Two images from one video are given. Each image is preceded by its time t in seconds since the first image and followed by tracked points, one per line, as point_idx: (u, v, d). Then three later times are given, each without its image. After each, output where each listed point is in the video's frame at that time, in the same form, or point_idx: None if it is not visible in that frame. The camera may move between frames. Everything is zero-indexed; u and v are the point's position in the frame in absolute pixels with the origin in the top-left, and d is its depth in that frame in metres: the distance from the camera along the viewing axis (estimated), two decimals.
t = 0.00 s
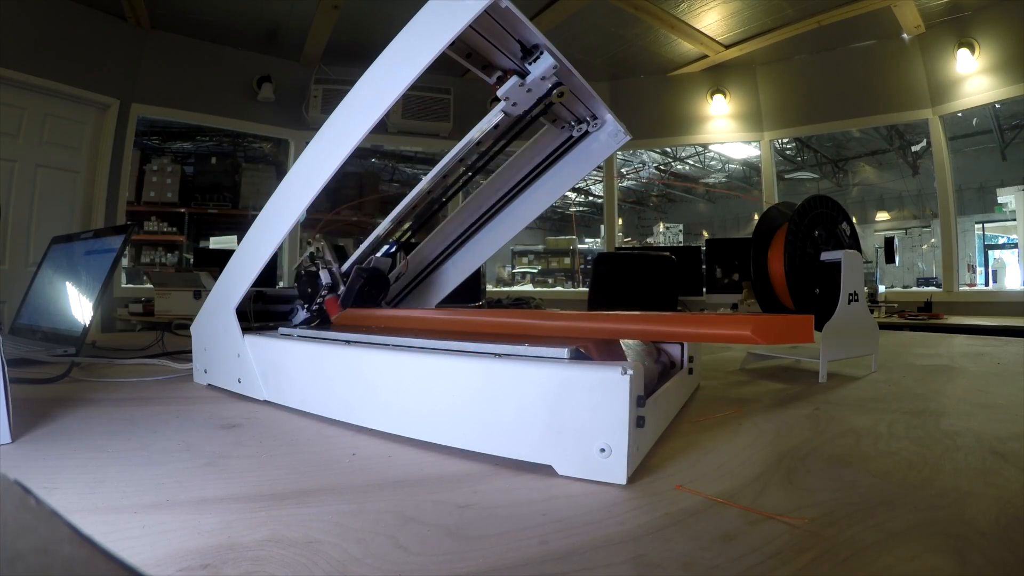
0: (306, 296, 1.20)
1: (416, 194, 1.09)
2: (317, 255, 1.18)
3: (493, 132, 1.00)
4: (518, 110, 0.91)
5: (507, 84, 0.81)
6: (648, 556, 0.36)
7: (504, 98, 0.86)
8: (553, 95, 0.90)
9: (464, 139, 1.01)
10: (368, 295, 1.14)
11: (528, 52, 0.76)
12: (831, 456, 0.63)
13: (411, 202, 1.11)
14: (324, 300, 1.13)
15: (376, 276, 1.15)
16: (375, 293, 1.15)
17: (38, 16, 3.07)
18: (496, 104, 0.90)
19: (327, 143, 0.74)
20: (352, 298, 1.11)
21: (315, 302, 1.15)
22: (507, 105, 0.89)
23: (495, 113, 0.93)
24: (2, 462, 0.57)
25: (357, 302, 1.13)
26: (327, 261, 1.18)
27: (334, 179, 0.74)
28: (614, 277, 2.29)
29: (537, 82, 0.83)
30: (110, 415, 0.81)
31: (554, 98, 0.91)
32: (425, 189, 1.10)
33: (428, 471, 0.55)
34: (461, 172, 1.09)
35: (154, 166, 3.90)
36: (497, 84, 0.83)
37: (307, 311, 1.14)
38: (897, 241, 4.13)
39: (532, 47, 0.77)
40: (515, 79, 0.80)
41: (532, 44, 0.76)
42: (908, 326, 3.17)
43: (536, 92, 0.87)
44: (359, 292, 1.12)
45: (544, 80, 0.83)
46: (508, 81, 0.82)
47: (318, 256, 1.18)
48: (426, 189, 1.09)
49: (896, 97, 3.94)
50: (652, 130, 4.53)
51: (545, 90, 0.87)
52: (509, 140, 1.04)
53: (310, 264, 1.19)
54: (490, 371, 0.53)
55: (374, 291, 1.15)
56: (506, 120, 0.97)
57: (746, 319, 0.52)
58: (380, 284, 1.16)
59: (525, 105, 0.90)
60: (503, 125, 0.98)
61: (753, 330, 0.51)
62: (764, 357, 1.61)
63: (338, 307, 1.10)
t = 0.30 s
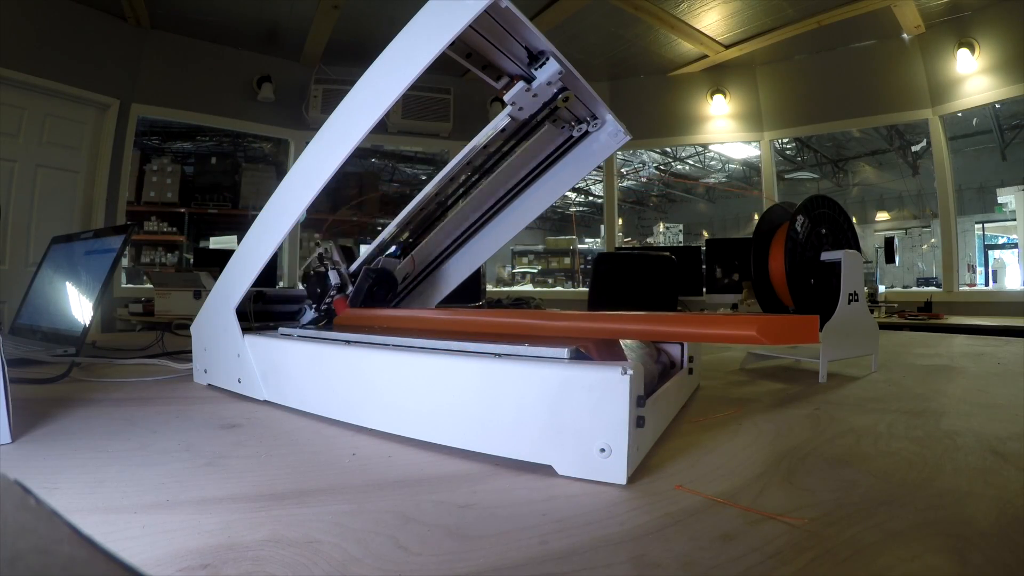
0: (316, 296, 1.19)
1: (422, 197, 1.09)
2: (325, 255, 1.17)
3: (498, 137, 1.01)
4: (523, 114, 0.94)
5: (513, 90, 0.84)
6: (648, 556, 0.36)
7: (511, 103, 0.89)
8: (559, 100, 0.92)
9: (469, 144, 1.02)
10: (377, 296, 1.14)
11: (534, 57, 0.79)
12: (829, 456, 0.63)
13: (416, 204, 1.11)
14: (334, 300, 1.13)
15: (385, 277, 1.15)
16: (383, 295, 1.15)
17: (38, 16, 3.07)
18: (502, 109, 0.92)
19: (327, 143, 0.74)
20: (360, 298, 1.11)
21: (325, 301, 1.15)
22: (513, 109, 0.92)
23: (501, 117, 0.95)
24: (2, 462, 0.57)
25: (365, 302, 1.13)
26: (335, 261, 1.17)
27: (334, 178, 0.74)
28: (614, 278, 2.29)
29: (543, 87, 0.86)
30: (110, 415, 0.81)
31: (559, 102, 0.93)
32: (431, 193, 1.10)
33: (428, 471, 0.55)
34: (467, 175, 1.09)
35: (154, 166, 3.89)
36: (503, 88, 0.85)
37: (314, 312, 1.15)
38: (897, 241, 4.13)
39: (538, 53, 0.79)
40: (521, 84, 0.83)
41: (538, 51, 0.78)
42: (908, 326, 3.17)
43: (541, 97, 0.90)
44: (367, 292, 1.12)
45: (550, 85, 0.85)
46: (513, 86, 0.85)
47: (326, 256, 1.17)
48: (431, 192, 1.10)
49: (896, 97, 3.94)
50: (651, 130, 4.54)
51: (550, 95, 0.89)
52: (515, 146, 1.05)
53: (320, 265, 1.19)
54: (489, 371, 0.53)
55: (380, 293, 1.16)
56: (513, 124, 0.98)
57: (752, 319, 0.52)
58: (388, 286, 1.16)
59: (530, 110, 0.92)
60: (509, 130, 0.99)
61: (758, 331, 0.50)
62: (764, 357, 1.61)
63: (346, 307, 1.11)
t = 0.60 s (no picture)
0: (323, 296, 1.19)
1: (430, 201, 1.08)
2: (335, 256, 1.18)
3: (507, 138, 1.01)
4: (530, 118, 0.94)
5: (519, 93, 0.85)
6: (648, 556, 0.36)
7: (517, 108, 0.90)
8: (564, 104, 0.93)
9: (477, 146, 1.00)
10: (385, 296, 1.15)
11: (540, 63, 0.81)
12: (829, 456, 0.63)
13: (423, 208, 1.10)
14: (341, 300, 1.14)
15: (393, 276, 1.16)
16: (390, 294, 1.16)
17: (38, 16, 3.07)
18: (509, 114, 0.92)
19: (327, 143, 0.74)
20: (368, 298, 1.13)
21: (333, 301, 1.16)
22: (519, 114, 0.92)
23: (508, 123, 0.95)
24: (2, 462, 0.57)
25: (373, 302, 1.14)
26: (344, 262, 1.19)
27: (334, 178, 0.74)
28: (614, 278, 2.29)
29: (548, 92, 0.87)
30: (110, 415, 0.81)
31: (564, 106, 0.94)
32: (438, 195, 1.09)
33: (428, 471, 0.55)
34: (473, 177, 1.10)
35: (154, 166, 3.89)
36: (511, 94, 0.86)
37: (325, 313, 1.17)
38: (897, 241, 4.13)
39: (544, 58, 0.81)
40: (527, 89, 0.84)
41: (544, 56, 0.80)
42: (908, 326, 3.17)
43: (546, 102, 0.91)
44: (375, 292, 1.14)
45: (554, 89, 0.87)
46: (520, 91, 0.85)
47: (334, 257, 1.19)
48: (438, 195, 1.08)
49: (896, 97, 3.94)
50: (651, 130, 4.54)
51: (556, 99, 0.91)
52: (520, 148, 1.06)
53: (327, 265, 1.19)
54: (489, 371, 0.53)
55: (388, 292, 1.16)
56: (519, 128, 0.98)
57: (756, 320, 0.52)
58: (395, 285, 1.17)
59: (536, 113, 0.93)
60: (515, 134, 1.00)
61: (763, 330, 0.50)
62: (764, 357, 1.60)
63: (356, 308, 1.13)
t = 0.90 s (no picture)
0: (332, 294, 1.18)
1: (432, 200, 1.09)
2: (341, 254, 1.17)
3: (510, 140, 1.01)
4: (533, 121, 0.96)
5: (523, 96, 0.87)
6: (648, 556, 0.36)
7: (520, 109, 0.92)
8: (566, 107, 0.95)
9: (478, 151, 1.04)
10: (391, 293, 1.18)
11: (543, 65, 0.83)
12: (829, 456, 0.63)
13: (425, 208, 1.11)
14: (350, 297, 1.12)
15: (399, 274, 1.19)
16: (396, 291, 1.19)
17: (38, 16, 3.07)
18: (513, 115, 0.95)
19: (327, 143, 0.74)
20: (375, 295, 1.14)
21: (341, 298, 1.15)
22: (522, 116, 0.94)
23: (510, 124, 0.96)
24: (2, 462, 0.57)
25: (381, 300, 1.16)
26: (351, 260, 1.18)
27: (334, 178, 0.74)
28: (614, 278, 2.29)
29: (552, 95, 0.90)
30: (109, 415, 0.80)
31: (567, 109, 0.96)
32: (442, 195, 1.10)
33: (428, 471, 0.55)
34: (475, 178, 1.10)
35: (154, 166, 3.89)
36: (514, 96, 0.88)
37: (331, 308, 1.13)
38: (897, 241, 4.13)
39: (547, 62, 0.83)
40: (530, 92, 0.86)
41: (548, 60, 0.82)
42: (908, 326, 3.17)
43: (549, 104, 0.93)
44: (383, 290, 1.15)
45: (559, 92, 0.89)
46: (523, 94, 0.88)
47: (341, 255, 1.18)
48: (442, 194, 1.10)
49: (896, 97, 3.94)
50: (651, 130, 4.53)
51: (558, 101, 0.92)
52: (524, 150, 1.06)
53: (335, 263, 1.19)
54: (489, 370, 0.53)
55: (395, 290, 1.19)
56: (522, 130, 0.99)
57: (761, 319, 0.52)
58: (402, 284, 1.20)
59: (539, 116, 0.95)
60: (518, 135, 1.00)
61: (768, 331, 0.51)
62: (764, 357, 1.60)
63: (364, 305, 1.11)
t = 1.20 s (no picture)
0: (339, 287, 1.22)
1: (433, 199, 1.09)
2: (348, 247, 1.20)
3: (512, 141, 1.01)
4: (534, 121, 0.95)
5: (524, 97, 0.86)
6: (647, 556, 0.36)
7: (521, 110, 0.91)
8: (567, 107, 0.95)
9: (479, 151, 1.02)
10: (400, 285, 1.18)
11: (544, 67, 0.82)
12: (829, 456, 0.63)
13: (427, 208, 1.12)
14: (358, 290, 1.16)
15: (408, 267, 1.20)
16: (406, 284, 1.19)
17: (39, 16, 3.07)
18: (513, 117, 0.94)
19: (327, 143, 0.74)
20: (384, 288, 1.15)
21: (348, 292, 1.19)
22: (523, 117, 0.94)
23: (511, 124, 0.95)
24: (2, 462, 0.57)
25: (388, 292, 1.17)
26: (358, 252, 1.21)
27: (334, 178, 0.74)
28: (614, 277, 2.29)
29: (552, 95, 0.88)
30: (109, 415, 0.81)
31: (567, 109, 0.96)
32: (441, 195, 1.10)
33: (428, 471, 0.55)
34: (479, 178, 1.11)
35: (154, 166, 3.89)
36: (515, 97, 0.87)
37: (342, 299, 1.17)
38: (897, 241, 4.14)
39: (548, 62, 0.82)
40: (531, 92, 0.85)
41: (549, 60, 0.81)
42: (908, 326, 3.17)
43: (550, 105, 0.92)
44: (391, 282, 1.16)
45: (559, 93, 0.88)
46: (524, 94, 0.87)
47: (348, 248, 1.21)
48: (442, 194, 1.10)
49: (896, 97, 3.94)
50: (651, 130, 4.54)
51: (559, 102, 0.92)
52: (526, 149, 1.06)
53: (342, 256, 1.22)
54: (489, 371, 0.53)
55: (405, 282, 1.20)
56: (523, 130, 0.98)
57: (764, 321, 0.52)
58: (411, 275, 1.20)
59: (540, 116, 0.94)
60: (520, 135, 1.00)
61: (773, 331, 0.50)
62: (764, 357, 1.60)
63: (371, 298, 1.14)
